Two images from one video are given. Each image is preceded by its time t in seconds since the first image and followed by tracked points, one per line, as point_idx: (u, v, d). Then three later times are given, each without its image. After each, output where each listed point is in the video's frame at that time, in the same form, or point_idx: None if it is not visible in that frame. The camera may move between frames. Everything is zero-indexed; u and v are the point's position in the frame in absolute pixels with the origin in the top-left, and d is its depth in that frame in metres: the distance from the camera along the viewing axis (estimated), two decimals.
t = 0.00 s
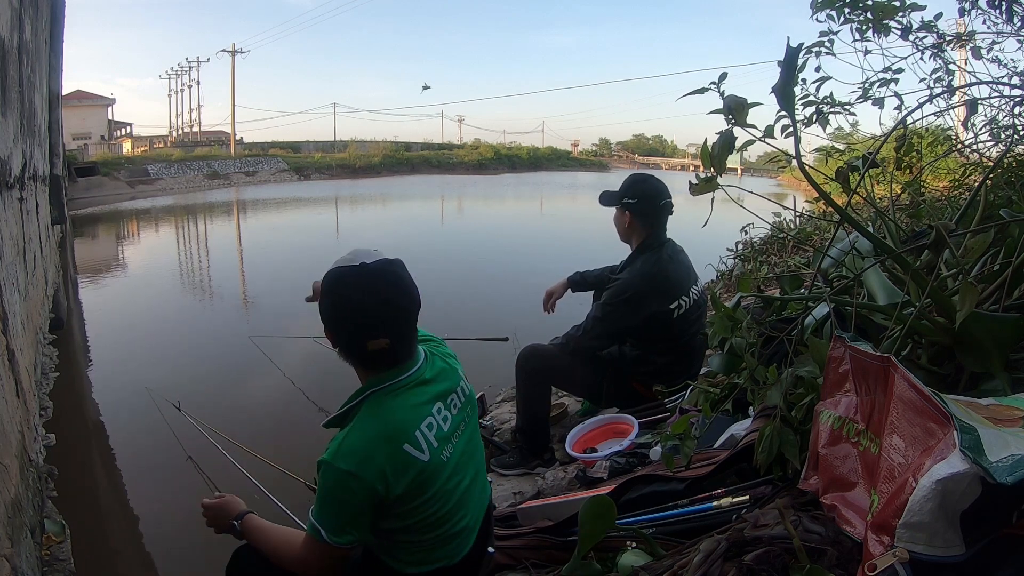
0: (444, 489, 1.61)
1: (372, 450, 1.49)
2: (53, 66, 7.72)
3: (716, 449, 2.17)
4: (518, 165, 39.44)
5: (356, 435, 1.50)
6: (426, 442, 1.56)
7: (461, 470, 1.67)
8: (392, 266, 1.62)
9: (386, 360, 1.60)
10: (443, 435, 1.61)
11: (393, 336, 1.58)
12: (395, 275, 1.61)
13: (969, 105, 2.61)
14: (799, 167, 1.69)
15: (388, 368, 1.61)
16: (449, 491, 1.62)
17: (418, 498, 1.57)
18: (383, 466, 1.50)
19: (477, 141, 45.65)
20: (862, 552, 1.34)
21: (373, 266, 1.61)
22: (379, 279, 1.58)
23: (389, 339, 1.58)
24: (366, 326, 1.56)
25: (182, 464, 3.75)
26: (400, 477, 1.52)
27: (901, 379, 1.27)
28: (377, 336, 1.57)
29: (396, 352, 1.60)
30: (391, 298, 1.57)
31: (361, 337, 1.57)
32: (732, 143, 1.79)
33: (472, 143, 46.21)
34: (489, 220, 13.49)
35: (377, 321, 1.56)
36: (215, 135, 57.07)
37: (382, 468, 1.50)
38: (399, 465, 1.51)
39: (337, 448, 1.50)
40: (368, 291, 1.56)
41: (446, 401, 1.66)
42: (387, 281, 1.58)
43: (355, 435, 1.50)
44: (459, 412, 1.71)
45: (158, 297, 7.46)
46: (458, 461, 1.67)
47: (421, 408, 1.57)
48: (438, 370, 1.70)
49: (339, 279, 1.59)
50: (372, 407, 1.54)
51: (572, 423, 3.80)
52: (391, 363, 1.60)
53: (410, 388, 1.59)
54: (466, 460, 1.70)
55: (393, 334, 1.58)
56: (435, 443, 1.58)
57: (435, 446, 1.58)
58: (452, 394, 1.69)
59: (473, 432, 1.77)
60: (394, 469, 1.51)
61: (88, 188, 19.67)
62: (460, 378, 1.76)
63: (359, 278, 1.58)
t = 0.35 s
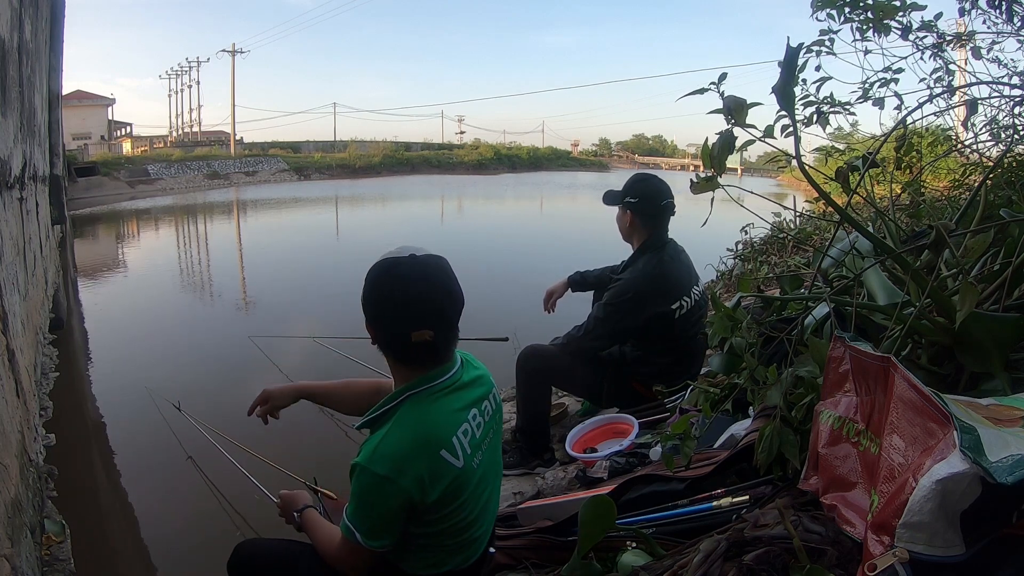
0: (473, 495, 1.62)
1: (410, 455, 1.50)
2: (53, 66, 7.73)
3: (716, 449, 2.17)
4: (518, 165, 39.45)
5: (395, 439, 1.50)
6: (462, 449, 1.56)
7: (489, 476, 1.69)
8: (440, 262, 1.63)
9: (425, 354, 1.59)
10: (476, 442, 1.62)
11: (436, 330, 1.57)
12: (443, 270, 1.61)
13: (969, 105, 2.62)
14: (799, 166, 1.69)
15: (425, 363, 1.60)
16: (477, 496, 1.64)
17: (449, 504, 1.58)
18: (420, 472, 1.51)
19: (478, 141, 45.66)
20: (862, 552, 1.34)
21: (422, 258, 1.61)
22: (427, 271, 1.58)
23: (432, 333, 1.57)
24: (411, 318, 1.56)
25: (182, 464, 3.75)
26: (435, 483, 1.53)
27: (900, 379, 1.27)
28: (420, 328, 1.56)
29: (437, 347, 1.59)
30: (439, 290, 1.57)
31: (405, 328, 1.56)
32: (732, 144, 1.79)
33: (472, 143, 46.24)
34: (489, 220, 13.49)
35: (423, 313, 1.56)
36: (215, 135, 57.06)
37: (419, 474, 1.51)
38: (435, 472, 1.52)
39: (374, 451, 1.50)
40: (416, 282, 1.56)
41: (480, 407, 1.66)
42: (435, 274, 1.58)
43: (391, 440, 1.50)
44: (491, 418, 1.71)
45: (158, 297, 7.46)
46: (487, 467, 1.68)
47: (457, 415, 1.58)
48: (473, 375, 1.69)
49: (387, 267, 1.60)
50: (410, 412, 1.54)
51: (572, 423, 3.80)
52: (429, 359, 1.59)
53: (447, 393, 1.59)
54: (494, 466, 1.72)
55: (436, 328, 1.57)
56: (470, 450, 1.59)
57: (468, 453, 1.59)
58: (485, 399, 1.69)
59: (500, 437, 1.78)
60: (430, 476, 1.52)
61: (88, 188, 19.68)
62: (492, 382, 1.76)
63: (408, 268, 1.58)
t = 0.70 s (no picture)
0: (488, 506, 1.63)
1: (430, 463, 1.51)
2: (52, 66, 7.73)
3: (716, 449, 2.17)
4: (518, 165, 39.44)
5: (415, 447, 1.52)
6: (482, 460, 1.57)
7: (505, 487, 1.69)
8: (467, 267, 1.67)
9: (451, 355, 1.60)
10: (495, 454, 1.63)
11: (463, 332, 1.59)
12: (471, 274, 1.65)
13: (969, 105, 2.62)
14: (799, 166, 1.69)
15: (449, 366, 1.61)
16: (493, 508, 1.65)
17: (465, 514, 1.58)
18: (439, 481, 1.52)
19: (478, 141, 45.66)
20: (861, 552, 1.34)
21: (452, 261, 1.64)
22: (457, 272, 1.61)
23: (459, 334, 1.59)
24: (439, 318, 1.57)
25: (182, 464, 3.75)
26: (454, 493, 1.54)
27: (901, 379, 1.27)
28: (451, 328, 1.58)
29: (462, 350, 1.60)
30: (468, 292, 1.59)
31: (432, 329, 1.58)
32: (732, 144, 1.80)
33: (472, 143, 46.24)
34: (489, 220, 13.49)
35: (451, 313, 1.57)
36: (215, 135, 57.04)
37: (438, 482, 1.52)
38: (454, 481, 1.53)
39: (394, 457, 1.52)
40: (447, 281, 1.58)
41: (500, 418, 1.67)
42: (465, 276, 1.61)
43: (411, 447, 1.52)
44: (510, 429, 1.72)
45: (157, 298, 7.46)
46: (504, 479, 1.69)
47: (478, 425, 1.59)
48: (493, 386, 1.71)
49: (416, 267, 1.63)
50: (432, 421, 1.55)
51: (572, 423, 3.81)
52: (454, 361, 1.61)
53: (468, 402, 1.60)
54: (510, 477, 1.72)
55: (463, 330, 1.59)
56: (489, 461, 1.60)
57: (487, 464, 1.59)
58: (504, 410, 1.70)
59: (517, 449, 1.79)
60: (448, 485, 1.53)
61: (88, 189, 19.68)
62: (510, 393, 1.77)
63: (436, 268, 1.61)
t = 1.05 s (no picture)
0: (496, 509, 1.63)
1: (439, 464, 1.51)
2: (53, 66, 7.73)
3: (716, 449, 2.17)
4: (518, 165, 39.44)
5: (424, 447, 1.52)
6: (490, 463, 1.57)
7: (512, 491, 1.70)
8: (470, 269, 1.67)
9: (459, 358, 1.60)
10: (503, 456, 1.63)
11: (471, 335, 1.59)
12: (475, 275, 1.65)
13: (969, 105, 2.62)
14: (799, 166, 1.69)
15: (457, 370, 1.61)
16: (500, 511, 1.65)
17: (472, 517, 1.58)
18: (448, 482, 1.52)
19: (478, 142, 45.65)
20: (862, 552, 1.34)
21: (454, 263, 1.65)
22: (461, 275, 1.61)
23: (467, 337, 1.59)
24: (446, 322, 1.57)
25: (182, 464, 3.75)
26: (462, 494, 1.54)
27: (901, 379, 1.27)
28: (459, 331, 1.58)
29: (470, 353, 1.60)
30: (474, 294, 1.60)
31: (440, 333, 1.57)
32: (732, 143, 1.80)
33: (472, 143, 46.25)
34: (490, 220, 13.49)
35: (458, 315, 1.57)
36: (215, 135, 57.04)
37: (447, 484, 1.52)
38: (463, 483, 1.53)
39: (403, 457, 1.52)
40: (452, 284, 1.59)
41: (507, 421, 1.68)
42: (469, 278, 1.62)
43: (420, 448, 1.52)
44: (517, 433, 1.73)
45: (157, 298, 7.46)
46: (511, 482, 1.69)
47: (487, 428, 1.59)
48: (500, 389, 1.71)
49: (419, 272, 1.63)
50: (441, 423, 1.55)
51: (572, 423, 3.81)
52: (462, 364, 1.61)
53: (477, 405, 1.61)
54: (516, 481, 1.72)
55: (470, 333, 1.59)
56: (497, 464, 1.60)
57: (495, 467, 1.60)
58: (511, 414, 1.71)
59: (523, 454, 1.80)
60: (457, 487, 1.53)
61: (88, 189, 19.68)
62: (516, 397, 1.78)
63: (439, 271, 1.61)
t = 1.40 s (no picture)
0: (499, 507, 1.63)
1: (442, 464, 1.51)
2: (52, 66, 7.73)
3: (716, 449, 2.17)
4: (518, 165, 39.44)
5: (427, 447, 1.52)
6: (493, 462, 1.58)
7: (514, 489, 1.70)
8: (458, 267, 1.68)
9: (466, 353, 1.60)
10: (505, 454, 1.63)
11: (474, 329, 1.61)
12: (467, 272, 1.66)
13: (969, 105, 2.62)
14: (799, 166, 1.69)
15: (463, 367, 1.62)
16: (502, 510, 1.65)
17: (476, 516, 1.58)
18: (452, 482, 1.52)
19: (478, 141, 45.65)
20: (862, 552, 1.34)
21: (444, 260, 1.65)
22: (454, 271, 1.62)
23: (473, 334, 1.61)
24: (450, 320, 1.57)
25: (182, 464, 3.75)
26: (466, 494, 1.54)
27: (900, 379, 1.27)
28: (464, 326, 1.59)
29: (475, 346, 1.61)
30: (471, 288, 1.61)
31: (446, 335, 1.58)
32: (732, 143, 1.80)
33: (472, 143, 46.25)
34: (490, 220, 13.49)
35: (462, 314, 1.58)
36: (215, 135, 57.03)
37: (450, 483, 1.52)
38: (466, 482, 1.54)
39: (406, 457, 1.52)
40: (449, 281, 1.59)
41: (507, 420, 1.68)
42: (463, 273, 1.63)
43: (423, 448, 1.52)
44: (516, 430, 1.73)
45: (157, 298, 7.46)
46: (513, 480, 1.69)
47: (489, 426, 1.60)
48: (499, 387, 1.72)
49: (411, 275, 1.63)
50: (443, 422, 1.55)
51: (572, 423, 3.81)
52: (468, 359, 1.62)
53: (478, 403, 1.61)
54: (518, 479, 1.73)
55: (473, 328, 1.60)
56: (499, 463, 1.60)
57: (497, 465, 1.60)
58: (511, 412, 1.71)
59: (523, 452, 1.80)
60: (461, 486, 1.53)
61: (88, 189, 19.68)
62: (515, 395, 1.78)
63: (431, 271, 1.61)
